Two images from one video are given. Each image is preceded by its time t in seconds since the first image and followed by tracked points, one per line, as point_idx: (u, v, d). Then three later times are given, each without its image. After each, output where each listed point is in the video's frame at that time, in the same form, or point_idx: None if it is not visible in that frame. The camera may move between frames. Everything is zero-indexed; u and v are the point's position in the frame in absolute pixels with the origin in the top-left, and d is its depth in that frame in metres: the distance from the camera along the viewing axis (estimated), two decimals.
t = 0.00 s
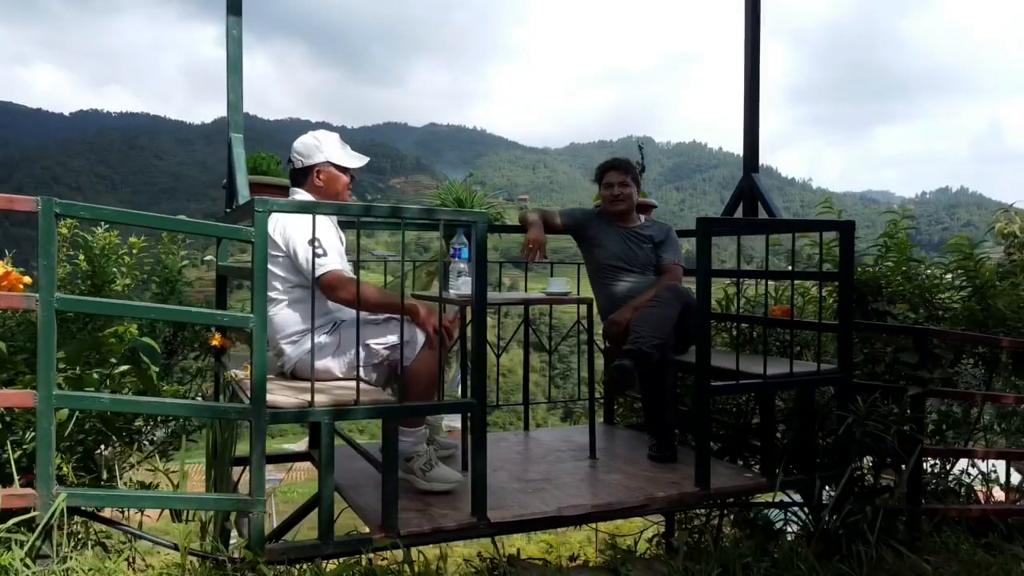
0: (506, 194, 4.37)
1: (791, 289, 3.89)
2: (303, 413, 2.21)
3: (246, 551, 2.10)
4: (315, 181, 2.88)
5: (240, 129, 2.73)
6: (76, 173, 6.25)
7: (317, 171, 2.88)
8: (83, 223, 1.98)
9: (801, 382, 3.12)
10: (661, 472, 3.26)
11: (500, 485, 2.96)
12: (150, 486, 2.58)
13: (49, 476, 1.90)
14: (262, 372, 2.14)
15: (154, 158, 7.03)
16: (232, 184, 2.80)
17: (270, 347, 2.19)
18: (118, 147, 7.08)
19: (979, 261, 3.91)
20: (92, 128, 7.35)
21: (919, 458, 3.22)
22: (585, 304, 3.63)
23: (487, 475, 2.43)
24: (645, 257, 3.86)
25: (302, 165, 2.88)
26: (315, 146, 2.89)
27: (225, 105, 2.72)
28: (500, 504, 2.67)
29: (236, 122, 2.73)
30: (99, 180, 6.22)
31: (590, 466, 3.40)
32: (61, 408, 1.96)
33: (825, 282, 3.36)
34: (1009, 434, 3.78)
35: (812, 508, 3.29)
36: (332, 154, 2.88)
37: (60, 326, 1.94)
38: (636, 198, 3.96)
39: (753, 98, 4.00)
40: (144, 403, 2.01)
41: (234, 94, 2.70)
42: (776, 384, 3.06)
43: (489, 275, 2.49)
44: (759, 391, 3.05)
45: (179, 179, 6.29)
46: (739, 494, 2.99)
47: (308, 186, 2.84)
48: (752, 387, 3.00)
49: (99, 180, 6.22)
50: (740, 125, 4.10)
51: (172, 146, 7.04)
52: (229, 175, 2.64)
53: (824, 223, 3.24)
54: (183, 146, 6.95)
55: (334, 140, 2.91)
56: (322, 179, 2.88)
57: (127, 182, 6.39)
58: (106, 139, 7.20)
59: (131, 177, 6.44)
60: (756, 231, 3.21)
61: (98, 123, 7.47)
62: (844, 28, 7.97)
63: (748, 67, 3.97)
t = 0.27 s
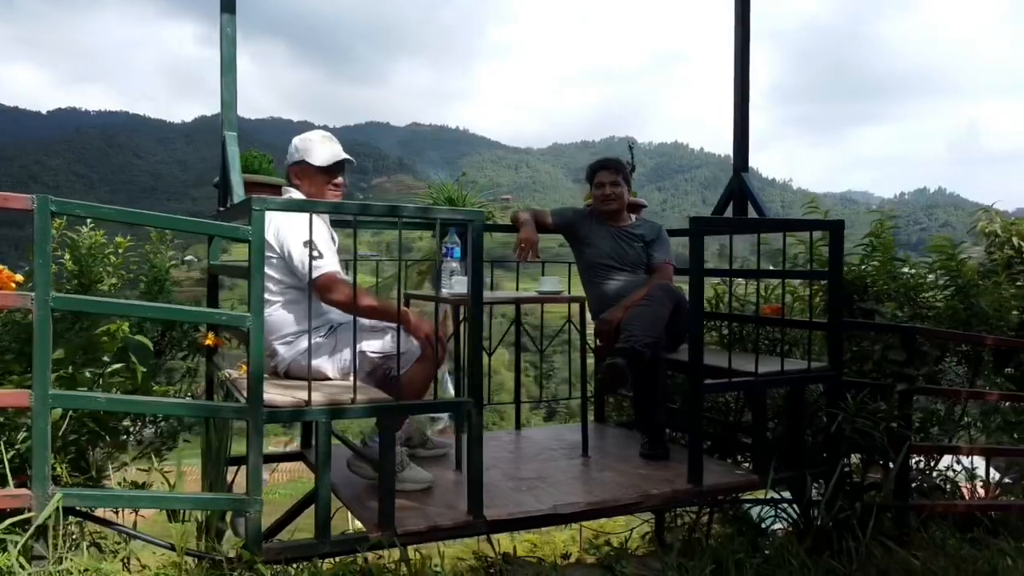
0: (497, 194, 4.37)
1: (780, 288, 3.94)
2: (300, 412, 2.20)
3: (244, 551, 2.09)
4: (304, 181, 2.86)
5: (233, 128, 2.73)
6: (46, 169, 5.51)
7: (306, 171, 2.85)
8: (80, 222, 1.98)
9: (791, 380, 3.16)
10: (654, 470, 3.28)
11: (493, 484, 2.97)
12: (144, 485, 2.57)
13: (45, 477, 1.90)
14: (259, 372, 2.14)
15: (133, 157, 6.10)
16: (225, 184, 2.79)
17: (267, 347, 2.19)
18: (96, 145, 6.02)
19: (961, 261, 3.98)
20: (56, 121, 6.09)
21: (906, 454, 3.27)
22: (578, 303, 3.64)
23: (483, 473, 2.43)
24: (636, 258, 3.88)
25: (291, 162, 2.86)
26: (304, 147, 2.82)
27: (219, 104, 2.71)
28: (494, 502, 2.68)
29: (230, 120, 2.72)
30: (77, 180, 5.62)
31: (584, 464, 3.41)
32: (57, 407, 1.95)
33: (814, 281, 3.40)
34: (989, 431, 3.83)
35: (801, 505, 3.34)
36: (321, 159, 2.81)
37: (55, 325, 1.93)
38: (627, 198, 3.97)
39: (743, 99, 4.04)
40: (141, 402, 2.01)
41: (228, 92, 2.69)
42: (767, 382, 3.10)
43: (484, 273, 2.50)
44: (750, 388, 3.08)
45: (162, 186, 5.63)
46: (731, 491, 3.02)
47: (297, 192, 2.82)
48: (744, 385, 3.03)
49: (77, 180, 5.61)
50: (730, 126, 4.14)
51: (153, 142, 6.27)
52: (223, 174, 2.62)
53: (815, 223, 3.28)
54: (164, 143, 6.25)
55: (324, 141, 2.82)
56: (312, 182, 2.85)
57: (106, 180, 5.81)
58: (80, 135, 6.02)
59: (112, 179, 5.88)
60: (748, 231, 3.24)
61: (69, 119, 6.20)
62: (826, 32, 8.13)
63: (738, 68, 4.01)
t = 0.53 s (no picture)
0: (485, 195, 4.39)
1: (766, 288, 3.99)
2: (292, 413, 2.20)
3: (237, 552, 2.09)
4: (301, 181, 2.83)
5: (223, 127, 2.72)
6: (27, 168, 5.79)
7: (303, 172, 2.81)
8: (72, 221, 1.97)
9: (778, 379, 3.21)
10: (643, 469, 3.31)
11: (484, 483, 2.98)
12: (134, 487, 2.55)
13: (35, 479, 1.89)
14: (251, 373, 2.14)
15: (112, 155, 6.50)
16: (216, 183, 2.79)
17: (259, 348, 2.19)
18: (74, 142, 6.36)
19: (942, 261, 4.04)
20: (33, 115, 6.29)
21: (890, 452, 3.32)
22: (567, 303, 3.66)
23: (475, 473, 2.45)
24: (623, 258, 3.90)
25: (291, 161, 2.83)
26: (300, 146, 2.78)
27: (209, 104, 2.71)
28: (486, 502, 2.69)
29: (220, 120, 2.72)
30: (55, 179, 5.91)
31: (573, 463, 3.44)
32: (48, 409, 1.94)
33: (800, 281, 3.44)
34: (970, 429, 3.89)
35: (787, 503, 3.38)
36: (316, 158, 2.76)
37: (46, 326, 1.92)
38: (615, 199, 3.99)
39: (730, 100, 4.08)
40: (133, 403, 2.00)
41: (218, 92, 2.69)
42: (755, 380, 3.14)
43: (476, 274, 2.51)
44: (738, 387, 3.12)
45: (141, 186, 6.12)
46: (719, 488, 3.06)
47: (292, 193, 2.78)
48: (731, 383, 3.07)
49: (57, 179, 5.93)
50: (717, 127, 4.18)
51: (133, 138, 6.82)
52: (213, 173, 2.62)
53: (801, 224, 3.33)
54: (144, 142, 6.82)
55: (322, 139, 2.77)
56: (307, 181, 2.80)
57: (84, 179, 6.12)
58: (58, 132, 6.31)
59: (89, 177, 6.16)
60: (735, 231, 3.28)
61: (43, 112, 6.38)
62: (807, 34, 8.25)
63: (725, 70, 4.05)
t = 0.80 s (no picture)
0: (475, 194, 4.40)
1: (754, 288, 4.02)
2: (285, 413, 2.20)
3: (231, 552, 2.09)
4: (309, 182, 2.78)
5: (215, 127, 2.72)
6: (10, 168, 6.80)
7: (312, 172, 2.76)
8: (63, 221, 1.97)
9: (768, 378, 3.25)
10: (633, 467, 3.33)
11: (476, 483, 2.99)
12: (126, 486, 2.53)
13: (28, 479, 1.88)
14: (244, 373, 2.14)
15: (95, 156, 7.57)
16: (208, 182, 2.78)
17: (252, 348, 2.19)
18: (56, 143, 7.47)
19: (925, 261, 4.09)
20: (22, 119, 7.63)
21: (878, 450, 3.37)
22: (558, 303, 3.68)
23: (468, 473, 2.45)
24: (614, 255, 3.91)
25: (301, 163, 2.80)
26: (312, 146, 2.74)
27: (201, 103, 2.70)
28: (479, 501, 2.70)
29: (212, 120, 2.71)
30: (39, 179, 6.85)
31: (564, 462, 3.45)
32: (41, 409, 1.94)
33: (789, 281, 3.48)
34: (954, 426, 3.95)
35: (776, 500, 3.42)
36: (328, 160, 2.72)
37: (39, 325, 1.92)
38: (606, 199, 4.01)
39: (719, 102, 4.11)
40: (126, 403, 2.00)
41: (210, 91, 2.68)
42: (745, 379, 3.17)
43: (470, 275, 2.52)
44: (728, 386, 3.15)
45: (125, 185, 7.05)
46: (709, 486, 3.09)
47: (299, 192, 2.73)
48: (722, 382, 3.10)
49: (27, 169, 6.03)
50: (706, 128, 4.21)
51: (115, 141, 7.93)
52: (205, 173, 2.61)
53: (789, 224, 3.37)
54: (126, 143, 7.95)
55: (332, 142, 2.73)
56: (316, 184, 2.75)
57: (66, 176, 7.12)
58: (41, 133, 7.49)
59: (71, 176, 7.13)
60: (724, 231, 3.31)
61: (28, 113, 7.74)
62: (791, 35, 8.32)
63: (714, 72, 4.08)
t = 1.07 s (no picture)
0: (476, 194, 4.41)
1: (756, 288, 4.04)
2: (295, 412, 2.21)
3: (241, 550, 2.11)
4: (323, 180, 2.79)
5: (223, 127, 2.73)
6: (5, 168, 6.78)
7: (326, 171, 2.77)
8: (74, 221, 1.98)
9: (772, 376, 3.27)
10: (638, 465, 3.35)
11: (482, 481, 3.00)
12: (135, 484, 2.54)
13: (41, 477, 1.90)
14: (254, 372, 2.16)
15: (92, 158, 8.03)
16: (214, 182, 2.79)
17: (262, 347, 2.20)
18: (52, 144, 7.72)
19: (922, 261, 4.12)
20: (13, 117, 7.75)
21: (880, 447, 3.39)
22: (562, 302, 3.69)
23: (475, 471, 2.46)
24: (617, 256, 3.92)
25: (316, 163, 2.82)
26: (327, 147, 2.75)
27: (208, 103, 2.71)
28: (485, 499, 2.71)
29: (219, 120, 2.72)
30: (49, 186, 6.99)
31: (569, 460, 3.46)
32: (52, 407, 1.96)
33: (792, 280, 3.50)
34: (955, 424, 3.97)
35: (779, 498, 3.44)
36: (342, 159, 2.73)
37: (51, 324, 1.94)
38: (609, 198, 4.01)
39: (721, 102, 4.13)
40: (136, 401, 2.02)
41: (217, 92, 2.69)
42: (749, 378, 3.19)
43: (478, 275, 2.54)
44: (733, 384, 3.17)
45: (122, 186, 7.46)
46: (713, 484, 3.11)
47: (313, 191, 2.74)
48: (726, 381, 3.12)
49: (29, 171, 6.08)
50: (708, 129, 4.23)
51: (114, 145, 8.60)
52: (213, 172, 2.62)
53: (792, 224, 3.40)
54: (121, 143, 8.64)
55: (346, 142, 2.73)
56: (330, 182, 2.77)
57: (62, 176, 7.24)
58: (38, 133, 7.73)
59: (68, 176, 7.31)
60: (728, 230, 3.33)
61: (24, 113, 7.91)
62: (788, 35, 8.36)
63: (716, 72, 4.10)
